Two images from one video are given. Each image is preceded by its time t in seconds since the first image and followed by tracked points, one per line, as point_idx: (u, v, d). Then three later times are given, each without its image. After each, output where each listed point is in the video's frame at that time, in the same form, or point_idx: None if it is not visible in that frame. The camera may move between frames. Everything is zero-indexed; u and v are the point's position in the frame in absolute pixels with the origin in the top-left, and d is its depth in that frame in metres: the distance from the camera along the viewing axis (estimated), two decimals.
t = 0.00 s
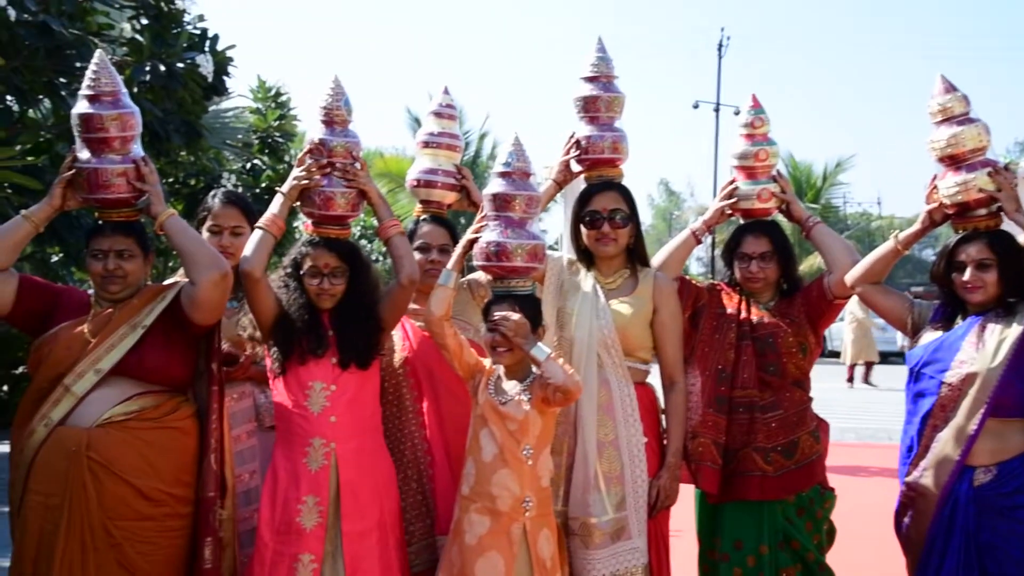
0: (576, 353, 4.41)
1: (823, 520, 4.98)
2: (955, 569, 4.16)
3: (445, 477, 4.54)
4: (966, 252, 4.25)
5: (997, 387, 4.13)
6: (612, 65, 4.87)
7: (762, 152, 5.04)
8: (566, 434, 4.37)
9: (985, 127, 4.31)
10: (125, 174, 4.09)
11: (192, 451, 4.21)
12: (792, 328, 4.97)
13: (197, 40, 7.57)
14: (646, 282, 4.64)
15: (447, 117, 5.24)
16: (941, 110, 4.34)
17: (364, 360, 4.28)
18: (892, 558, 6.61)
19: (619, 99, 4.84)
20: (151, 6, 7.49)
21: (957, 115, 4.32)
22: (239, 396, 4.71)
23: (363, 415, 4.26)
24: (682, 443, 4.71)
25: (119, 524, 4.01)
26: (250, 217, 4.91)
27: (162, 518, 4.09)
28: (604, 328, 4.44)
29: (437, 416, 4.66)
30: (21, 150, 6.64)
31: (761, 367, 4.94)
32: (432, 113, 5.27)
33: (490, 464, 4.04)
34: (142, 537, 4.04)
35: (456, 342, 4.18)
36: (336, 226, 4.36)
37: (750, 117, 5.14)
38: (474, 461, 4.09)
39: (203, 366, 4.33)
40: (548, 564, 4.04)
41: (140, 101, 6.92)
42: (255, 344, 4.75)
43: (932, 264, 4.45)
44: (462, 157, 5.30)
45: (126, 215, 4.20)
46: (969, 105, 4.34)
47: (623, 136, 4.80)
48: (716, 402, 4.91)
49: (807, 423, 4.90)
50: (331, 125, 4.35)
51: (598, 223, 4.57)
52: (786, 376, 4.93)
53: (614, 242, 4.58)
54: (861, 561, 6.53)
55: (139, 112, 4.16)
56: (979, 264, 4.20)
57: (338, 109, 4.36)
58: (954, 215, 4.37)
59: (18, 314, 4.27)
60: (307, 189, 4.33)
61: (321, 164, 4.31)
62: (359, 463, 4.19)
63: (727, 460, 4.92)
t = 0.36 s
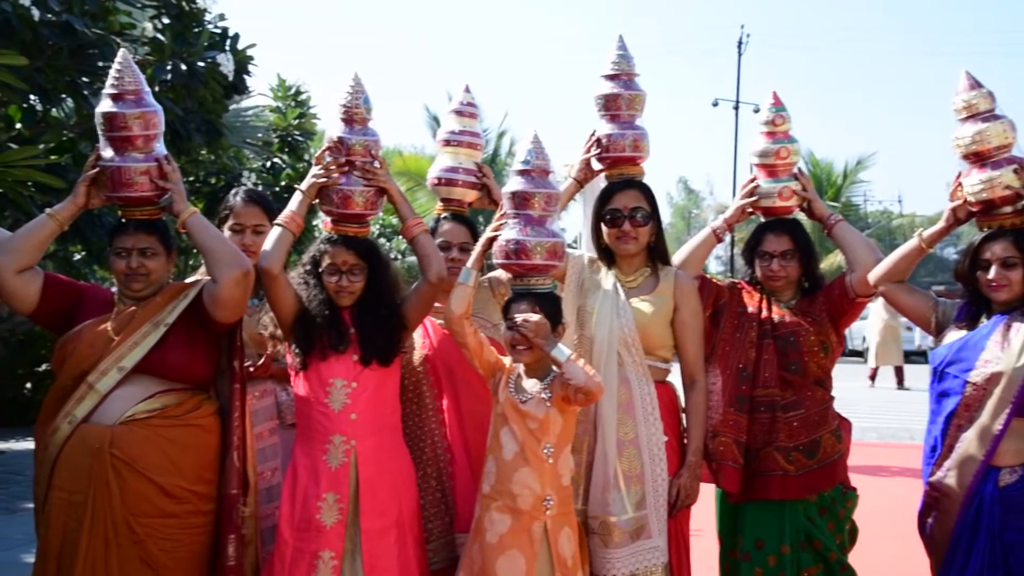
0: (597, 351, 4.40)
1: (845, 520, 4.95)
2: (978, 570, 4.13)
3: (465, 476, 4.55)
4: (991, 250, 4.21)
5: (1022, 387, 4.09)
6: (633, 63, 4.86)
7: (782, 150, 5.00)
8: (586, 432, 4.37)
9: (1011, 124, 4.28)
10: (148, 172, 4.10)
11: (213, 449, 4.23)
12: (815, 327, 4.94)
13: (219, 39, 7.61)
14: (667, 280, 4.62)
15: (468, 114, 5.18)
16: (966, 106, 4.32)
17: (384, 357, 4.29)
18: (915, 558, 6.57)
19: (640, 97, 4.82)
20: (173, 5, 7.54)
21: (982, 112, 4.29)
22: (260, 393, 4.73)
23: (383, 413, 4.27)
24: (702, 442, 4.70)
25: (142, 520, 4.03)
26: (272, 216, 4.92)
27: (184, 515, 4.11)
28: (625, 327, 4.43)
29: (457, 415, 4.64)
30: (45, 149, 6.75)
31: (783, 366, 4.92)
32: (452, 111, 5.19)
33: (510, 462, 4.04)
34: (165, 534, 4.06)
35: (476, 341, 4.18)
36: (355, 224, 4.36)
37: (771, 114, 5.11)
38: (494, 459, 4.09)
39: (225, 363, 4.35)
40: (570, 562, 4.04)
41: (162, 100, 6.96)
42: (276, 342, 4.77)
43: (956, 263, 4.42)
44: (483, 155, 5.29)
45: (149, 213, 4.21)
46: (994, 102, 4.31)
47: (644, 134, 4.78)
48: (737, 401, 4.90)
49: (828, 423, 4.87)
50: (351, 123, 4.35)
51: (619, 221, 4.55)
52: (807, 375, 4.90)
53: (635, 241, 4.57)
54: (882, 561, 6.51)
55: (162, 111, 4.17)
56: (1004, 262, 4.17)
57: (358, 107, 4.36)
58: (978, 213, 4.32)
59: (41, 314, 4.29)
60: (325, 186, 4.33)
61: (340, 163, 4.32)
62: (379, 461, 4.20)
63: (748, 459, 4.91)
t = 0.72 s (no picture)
0: (617, 350, 4.40)
1: (867, 520, 4.93)
2: (1004, 571, 4.09)
3: (484, 475, 4.55)
4: (1015, 248, 4.18)
5: None
6: (653, 62, 4.84)
7: (804, 148, 4.97)
8: (606, 432, 4.36)
9: None
10: (170, 172, 4.12)
11: (235, 447, 4.25)
12: (836, 326, 4.92)
13: (238, 39, 7.66)
14: (687, 279, 4.61)
15: (489, 114, 5.21)
16: (990, 104, 4.29)
17: (405, 356, 4.29)
18: (938, 558, 6.54)
19: (661, 96, 4.81)
20: (193, 5, 7.60)
21: (1006, 109, 4.26)
22: (281, 392, 4.75)
23: (403, 412, 4.28)
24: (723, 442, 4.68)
25: (164, 518, 4.05)
26: (293, 215, 4.94)
27: (206, 513, 4.13)
28: (645, 326, 4.42)
29: (477, 414, 4.66)
30: (67, 149, 6.84)
31: (804, 365, 4.90)
32: (474, 110, 5.25)
33: (531, 462, 4.04)
34: (187, 532, 4.08)
35: (496, 340, 4.18)
36: (373, 219, 4.37)
37: (793, 112, 5.09)
38: (515, 458, 4.09)
39: (246, 362, 4.37)
40: (589, 561, 4.03)
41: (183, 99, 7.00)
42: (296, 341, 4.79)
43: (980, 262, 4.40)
44: (503, 154, 5.29)
45: (170, 212, 4.23)
46: (1019, 99, 4.28)
47: (665, 133, 4.77)
48: (758, 401, 4.87)
49: (850, 423, 4.85)
50: (363, 118, 4.35)
51: (639, 220, 4.54)
52: (828, 374, 4.88)
53: (656, 240, 4.55)
54: (905, 561, 6.48)
55: (184, 110, 4.19)
56: None
57: (369, 102, 4.35)
58: (1003, 211, 4.31)
59: (65, 313, 4.32)
60: (343, 183, 4.34)
61: (354, 158, 4.31)
62: (399, 461, 4.21)
63: (770, 459, 4.88)
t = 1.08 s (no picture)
0: (639, 351, 4.38)
1: (892, 522, 4.90)
2: None
3: (506, 472, 4.56)
4: None
5: None
6: (675, 61, 4.83)
7: (827, 147, 4.94)
8: (628, 431, 4.35)
9: None
10: (193, 172, 4.13)
11: (257, 447, 4.26)
12: (860, 326, 4.89)
13: (259, 40, 7.71)
14: (709, 279, 4.59)
15: (510, 114, 5.15)
16: (1017, 101, 4.24)
17: (424, 356, 4.30)
18: (963, 560, 6.49)
19: (683, 96, 4.79)
20: (214, 7, 7.69)
21: None
22: (303, 392, 4.77)
23: (423, 412, 4.28)
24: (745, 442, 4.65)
25: (189, 518, 4.07)
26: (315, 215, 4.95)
27: (229, 513, 4.14)
28: (667, 326, 4.40)
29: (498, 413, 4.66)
30: (90, 151, 6.90)
31: (827, 366, 4.86)
32: (494, 110, 5.18)
33: (552, 462, 4.03)
34: (211, 531, 4.10)
35: (516, 340, 4.19)
36: (394, 217, 4.38)
37: (816, 112, 5.05)
38: (536, 458, 4.09)
39: (269, 362, 4.38)
40: (611, 562, 4.02)
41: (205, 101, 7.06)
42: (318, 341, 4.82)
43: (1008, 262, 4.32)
44: (524, 154, 5.28)
45: (194, 213, 4.25)
46: None
47: (687, 133, 4.75)
48: (781, 401, 4.85)
49: (874, 424, 4.82)
50: (385, 116, 4.36)
51: (661, 220, 4.53)
52: (852, 375, 4.84)
53: (678, 240, 4.54)
54: (929, 563, 6.43)
55: (207, 111, 4.20)
56: None
57: (392, 100, 4.36)
58: None
59: (90, 314, 4.34)
60: (366, 182, 4.34)
61: (377, 156, 4.33)
62: (418, 462, 4.21)
63: (793, 459, 4.86)
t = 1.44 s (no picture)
0: (664, 351, 4.37)
1: (920, 523, 4.86)
2: None
3: (530, 471, 4.55)
4: None
5: None
6: (699, 61, 4.81)
7: (854, 146, 4.90)
8: (652, 432, 4.33)
9: None
10: (219, 173, 4.15)
11: (282, 447, 4.27)
12: (887, 326, 4.85)
13: (283, 42, 7.76)
14: (734, 279, 4.57)
15: (533, 114, 5.12)
16: None
17: (447, 356, 4.30)
18: (992, 562, 6.43)
19: (707, 95, 4.77)
20: (238, 8, 7.76)
21: None
22: (328, 392, 4.79)
23: (445, 413, 4.28)
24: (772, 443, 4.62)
25: (215, 516, 4.08)
26: (340, 216, 4.97)
27: (255, 512, 4.16)
28: (692, 326, 4.38)
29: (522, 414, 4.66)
30: (118, 152, 6.96)
31: (854, 366, 4.83)
32: (518, 111, 5.16)
33: (576, 462, 4.03)
34: (237, 530, 4.11)
35: (540, 340, 4.16)
36: (419, 215, 4.38)
37: (844, 110, 5.02)
38: (560, 459, 4.08)
39: (294, 362, 4.40)
40: (635, 562, 4.00)
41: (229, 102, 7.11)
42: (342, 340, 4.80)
43: None
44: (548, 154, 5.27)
45: (220, 213, 4.27)
46: None
47: (711, 133, 4.73)
48: (807, 402, 4.83)
49: (901, 425, 4.78)
50: (421, 114, 4.36)
51: (686, 220, 4.51)
52: (880, 375, 4.80)
53: (702, 240, 4.52)
54: (958, 565, 6.37)
55: (233, 112, 4.22)
56: None
57: (428, 99, 4.37)
58: None
59: (118, 314, 4.37)
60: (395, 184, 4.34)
61: (406, 154, 4.35)
62: (441, 462, 4.21)
63: (819, 460, 4.83)
